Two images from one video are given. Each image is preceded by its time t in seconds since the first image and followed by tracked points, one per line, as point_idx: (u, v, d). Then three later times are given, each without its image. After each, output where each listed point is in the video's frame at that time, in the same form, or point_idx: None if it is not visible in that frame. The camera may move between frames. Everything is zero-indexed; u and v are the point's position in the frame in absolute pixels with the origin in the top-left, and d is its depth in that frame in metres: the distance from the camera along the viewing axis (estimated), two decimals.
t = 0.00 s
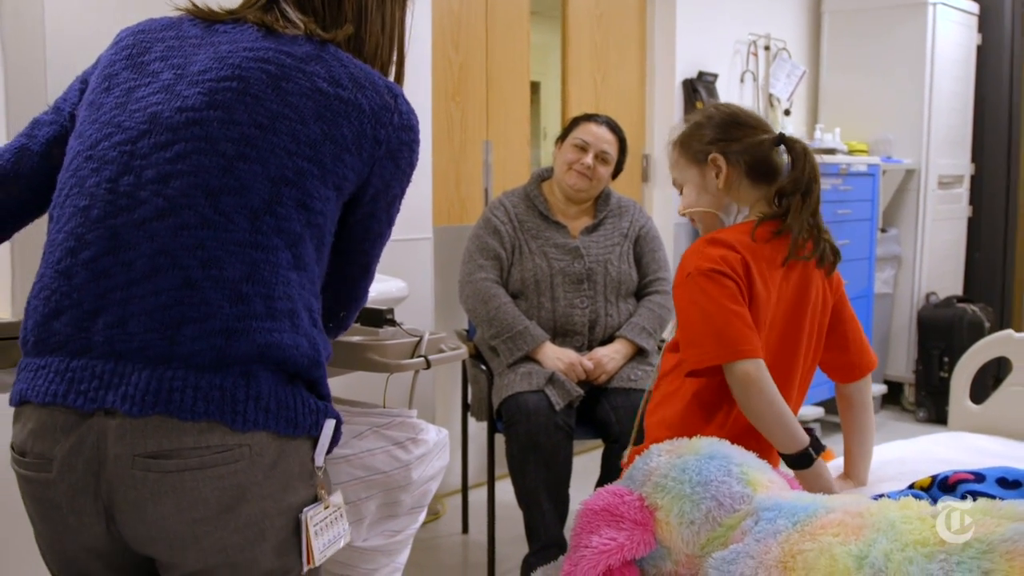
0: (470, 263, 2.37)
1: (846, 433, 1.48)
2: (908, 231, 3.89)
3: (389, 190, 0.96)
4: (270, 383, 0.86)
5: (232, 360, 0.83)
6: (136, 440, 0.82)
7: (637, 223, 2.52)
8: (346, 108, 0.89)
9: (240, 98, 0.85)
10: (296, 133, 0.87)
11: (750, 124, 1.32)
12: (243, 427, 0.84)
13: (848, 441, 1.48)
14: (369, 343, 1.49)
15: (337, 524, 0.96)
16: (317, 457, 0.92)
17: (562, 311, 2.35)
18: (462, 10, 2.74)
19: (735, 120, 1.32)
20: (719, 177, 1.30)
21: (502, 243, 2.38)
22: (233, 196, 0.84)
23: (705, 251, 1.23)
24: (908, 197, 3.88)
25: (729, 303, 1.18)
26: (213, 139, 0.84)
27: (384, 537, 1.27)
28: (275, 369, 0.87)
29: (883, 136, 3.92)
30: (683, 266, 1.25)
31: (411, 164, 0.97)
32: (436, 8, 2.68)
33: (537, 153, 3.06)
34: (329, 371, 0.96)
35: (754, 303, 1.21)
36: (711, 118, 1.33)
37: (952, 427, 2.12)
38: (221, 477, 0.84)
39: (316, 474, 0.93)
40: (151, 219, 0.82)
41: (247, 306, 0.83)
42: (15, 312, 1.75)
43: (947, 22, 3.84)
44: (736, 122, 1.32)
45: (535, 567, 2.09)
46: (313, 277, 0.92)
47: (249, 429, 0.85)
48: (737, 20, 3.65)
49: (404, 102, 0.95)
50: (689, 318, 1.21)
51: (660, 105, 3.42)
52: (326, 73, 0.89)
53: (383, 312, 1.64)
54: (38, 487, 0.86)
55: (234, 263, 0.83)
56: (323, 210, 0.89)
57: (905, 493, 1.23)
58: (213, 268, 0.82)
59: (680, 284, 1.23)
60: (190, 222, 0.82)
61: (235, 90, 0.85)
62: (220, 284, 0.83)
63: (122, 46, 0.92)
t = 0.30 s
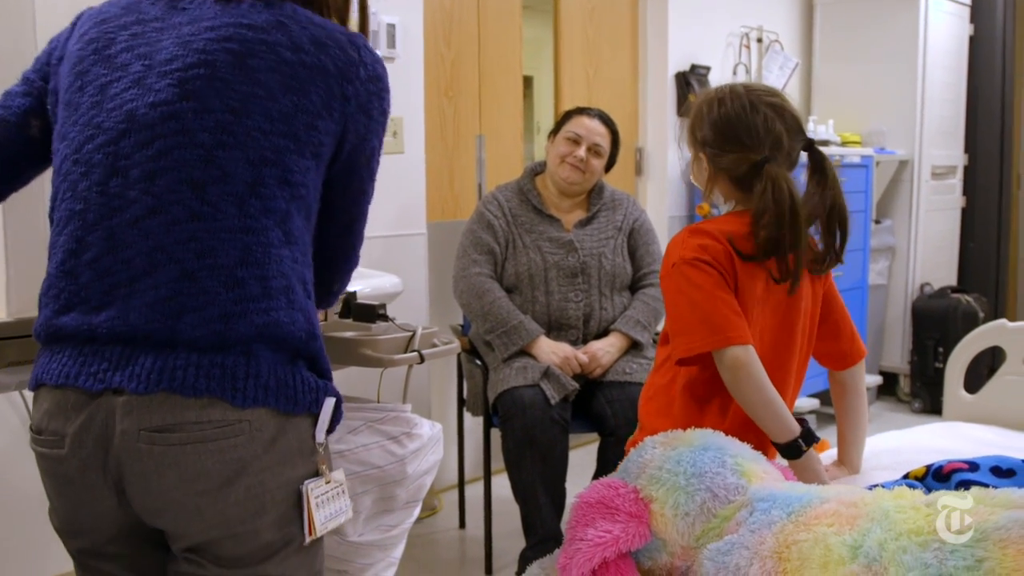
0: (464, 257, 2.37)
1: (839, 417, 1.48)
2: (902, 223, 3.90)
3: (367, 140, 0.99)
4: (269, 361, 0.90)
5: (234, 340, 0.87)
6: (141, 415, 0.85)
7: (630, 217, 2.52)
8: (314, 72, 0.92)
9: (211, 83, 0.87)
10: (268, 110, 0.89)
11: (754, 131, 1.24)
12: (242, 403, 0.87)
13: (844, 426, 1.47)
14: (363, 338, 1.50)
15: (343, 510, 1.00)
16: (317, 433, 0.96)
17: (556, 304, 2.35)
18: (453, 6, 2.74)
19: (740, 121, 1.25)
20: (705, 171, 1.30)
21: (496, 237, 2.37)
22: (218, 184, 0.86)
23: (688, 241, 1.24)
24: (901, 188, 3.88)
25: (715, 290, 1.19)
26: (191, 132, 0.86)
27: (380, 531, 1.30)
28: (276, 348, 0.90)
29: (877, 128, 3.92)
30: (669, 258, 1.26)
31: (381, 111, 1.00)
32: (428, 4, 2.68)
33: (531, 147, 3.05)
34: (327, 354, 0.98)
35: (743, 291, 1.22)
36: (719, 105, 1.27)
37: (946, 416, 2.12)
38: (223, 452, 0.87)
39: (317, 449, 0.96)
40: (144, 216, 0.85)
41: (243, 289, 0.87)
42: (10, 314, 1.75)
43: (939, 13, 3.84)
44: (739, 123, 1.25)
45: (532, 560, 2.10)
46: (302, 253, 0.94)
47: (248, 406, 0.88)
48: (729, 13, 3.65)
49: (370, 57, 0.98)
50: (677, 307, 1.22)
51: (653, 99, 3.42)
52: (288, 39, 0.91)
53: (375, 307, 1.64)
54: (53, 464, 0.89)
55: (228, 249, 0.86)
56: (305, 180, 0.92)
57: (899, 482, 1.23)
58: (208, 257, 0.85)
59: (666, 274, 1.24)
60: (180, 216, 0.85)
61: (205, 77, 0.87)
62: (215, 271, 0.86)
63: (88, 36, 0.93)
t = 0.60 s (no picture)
0: (460, 252, 2.37)
1: (836, 409, 1.50)
2: (898, 218, 3.89)
3: (338, 101, 1.00)
4: (266, 352, 0.94)
5: (230, 336, 0.91)
6: (148, 411, 0.90)
7: (626, 210, 2.52)
8: (274, 50, 0.93)
9: (176, 85, 0.89)
10: (235, 101, 0.91)
11: (753, 129, 1.24)
12: (243, 396, 0.92)
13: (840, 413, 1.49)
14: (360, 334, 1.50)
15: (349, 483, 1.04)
16: (318, 416, 1.00)
17: (552, 298, 2.35)
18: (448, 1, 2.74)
19: (737, 119, 1.25)
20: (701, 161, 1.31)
21: (492, 231, 2.37)
22: (197, 186, 0.89)
23: (689, 237, 1.23)
24: (897, 182, 3.88)
25: (722, 289, 1.19)
26: (164, 138, 0.89)
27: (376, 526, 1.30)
28: (271, 341, 0.94)
29: (873, 122, 3.92)
30: (670, 253, 1.26)
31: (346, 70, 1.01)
32: None
33: (527, 142, 3.04)
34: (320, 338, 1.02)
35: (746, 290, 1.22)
36: (715, 101, 1.27)
37: (941, 411, 2.13)
38: (228, 442, 0.91)
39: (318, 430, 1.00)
40: (132, 224, 0.89)
41: (234, 286, 0.90)
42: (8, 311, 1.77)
43: (935, 8, 3.84)
44: (737, 121, 1.25)
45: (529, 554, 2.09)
46: (282, 237, 0.96)
47: (249, 397, 0.92)
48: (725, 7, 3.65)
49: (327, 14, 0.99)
50: (682, 304, 1.22)
51: (649, 92, 3.42)
52: (241, 19, 0.91)
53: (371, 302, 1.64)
54: (62, 451, 0.95)
55: (214, 250, 0.90)
56: (282, 165, 0.94)
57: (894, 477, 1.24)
58: (197, 259, 0.89)
59: (669, 270, 1.24)
60: (166, 222, 0.89)
61: (169, 79, 0.89)
62: (205, 271, 0.90)
63: (63, 36, 0.95)
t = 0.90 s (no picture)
0: (458, 247, 2.37)
1: (833, 403, 1.50)
2: (895, 215, 3.90)
3: (330, 75, 0.87)
4: (264, 346, 0.86)
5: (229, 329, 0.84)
6: (149, 403, 0.82)
7: (620, 205, 2.52)
8: (266, 41, 0.84)
9: (174, 82, 0.82)
10: (229, 94, 0.82)
11: (744, 114, 1.24)
12: (243, 388, 0.83)
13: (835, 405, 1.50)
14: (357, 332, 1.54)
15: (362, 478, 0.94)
16: (317, 407, 0.90)
17: (548, 293, 2.35)
18: None
19: (730, 106, 1.25)
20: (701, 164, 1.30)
21: (489, 226, 2.37)
22: (194, 181, 0.82)
23: (684, 236, 1.23)
24: (894, 180, 3.88)
25: (716, 290, 1.19)
26: (160, 131, 0.82)
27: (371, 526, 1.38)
28: (269, 332, 0.87)
29: (869, 120, 3.93)
30: (667, 251, 1.26)
31: (343, 52, 0.89)
32: None
33: (524, 139, 3.05)
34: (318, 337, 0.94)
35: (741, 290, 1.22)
36: (708, 95, 1.28)
37: (937, 409, 2.13)
38: (229, 436, 0.83)
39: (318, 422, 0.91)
40: (133, 217, 0.83)
41: (231, 281, 0.83)
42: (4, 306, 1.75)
43: (932, 7, 3.84)
44: (729, 109, 1.25)
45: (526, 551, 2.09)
46: (274, 231, 0.87)
47: (250, 389, 0.84)
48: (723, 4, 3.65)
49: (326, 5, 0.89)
50: (676, 303, 1.22)
51: (645, 89, 3.42)
52: (235, 10, 0.83)
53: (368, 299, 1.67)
54: (65, 442, 0.87)
55: (212, 243, 0.83)
56: (274, 163, 0.86)
57: (889, 474, 1.24)
58: (195, 252, 0.82)
59: (665, 269, 1.24)
60: (165, 214, 0.82)
61: (167, 75, 0.82)
62: (203, 265, 0.83)
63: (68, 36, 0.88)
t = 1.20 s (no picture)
0: (454, 248, 2.36)
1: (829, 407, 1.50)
2: (892, 218, 3.89)
3: (348, 58, 0.84)
4: (290, 350, 0.87)
5: (256, 327, 0.85)
6: (174, 397, 0.83)
7: (616, 206, 2.53)
8: (288, 30, 0.83)
9: (197, 80, 0.82)
10: (251, 90, 0.82)
11: (726, 108, 1.27)
12: (268, 386, 0.85)
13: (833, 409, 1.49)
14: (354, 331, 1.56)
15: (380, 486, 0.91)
16: (338, 413, 0.92)
17: (545, 293, 2.34)
18: None
19: (708, 107, 1.27)
20: (712, 176, 1.26)
21: (485, 227, 2.37)
22: (218, 179, 0.83)
23: (689, 237, 1.22)
24: (891, 184, 3.88)
25: (725, 290, 1.18)
26: (186, 130, 0.83)
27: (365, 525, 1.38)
28: (294, 333, 0.88)
29: (866, 123, 3.93)
30: (669, 256, 1.25)
31: (369, 41, 0.87)
32: None
33: (522, 141, 3.05)
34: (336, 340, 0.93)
35: (748, 289, 1.21)
36: (677, 113, 1.28)
37: (933, 413, 2.13)
38: (252, 433, 0.84)
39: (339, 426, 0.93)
40: (161, 216, 0.84)
41: (257, 278, 0.85)
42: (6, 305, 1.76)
43: (930, 10, 3.85)
44: (711, 108, 1.27)
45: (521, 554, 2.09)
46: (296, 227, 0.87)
47: (274, 387, 0.85)
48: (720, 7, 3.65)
49: None
50: (684, 305, 1.21)
51: (643, 93, 3.42)
52: (256, 6, 0.83)
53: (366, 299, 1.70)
54: (87, 437, 0.88)
55: (239, 240, 0.84)
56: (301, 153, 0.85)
57: (884, 478, 1.25)
58: (222, 249, 0.83)
59: (672, 271, 1.22)
60: (191, 212, 0.83)
61: (190, 74, 0.82)
62: (229, 261, 0.84)
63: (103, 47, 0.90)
